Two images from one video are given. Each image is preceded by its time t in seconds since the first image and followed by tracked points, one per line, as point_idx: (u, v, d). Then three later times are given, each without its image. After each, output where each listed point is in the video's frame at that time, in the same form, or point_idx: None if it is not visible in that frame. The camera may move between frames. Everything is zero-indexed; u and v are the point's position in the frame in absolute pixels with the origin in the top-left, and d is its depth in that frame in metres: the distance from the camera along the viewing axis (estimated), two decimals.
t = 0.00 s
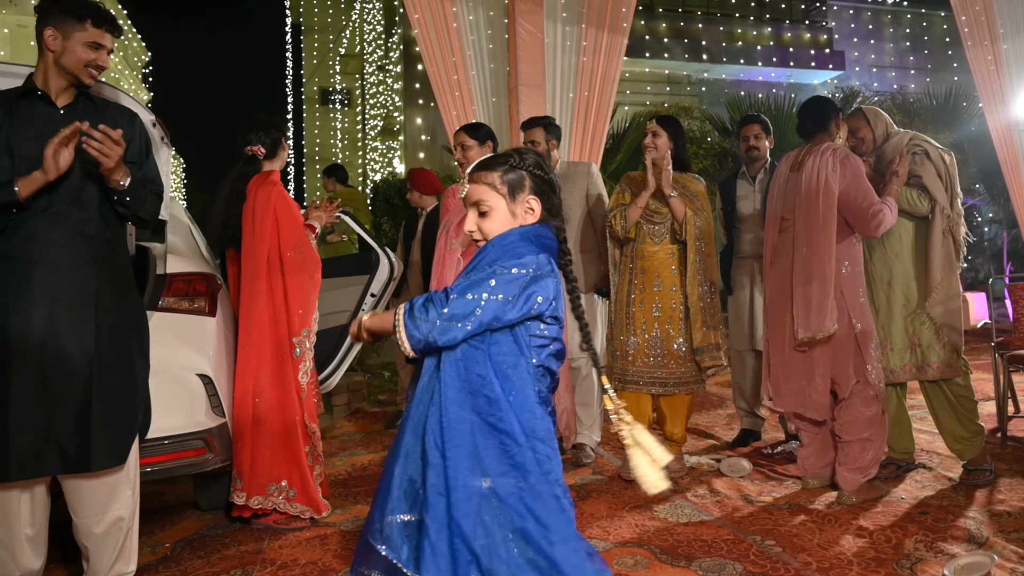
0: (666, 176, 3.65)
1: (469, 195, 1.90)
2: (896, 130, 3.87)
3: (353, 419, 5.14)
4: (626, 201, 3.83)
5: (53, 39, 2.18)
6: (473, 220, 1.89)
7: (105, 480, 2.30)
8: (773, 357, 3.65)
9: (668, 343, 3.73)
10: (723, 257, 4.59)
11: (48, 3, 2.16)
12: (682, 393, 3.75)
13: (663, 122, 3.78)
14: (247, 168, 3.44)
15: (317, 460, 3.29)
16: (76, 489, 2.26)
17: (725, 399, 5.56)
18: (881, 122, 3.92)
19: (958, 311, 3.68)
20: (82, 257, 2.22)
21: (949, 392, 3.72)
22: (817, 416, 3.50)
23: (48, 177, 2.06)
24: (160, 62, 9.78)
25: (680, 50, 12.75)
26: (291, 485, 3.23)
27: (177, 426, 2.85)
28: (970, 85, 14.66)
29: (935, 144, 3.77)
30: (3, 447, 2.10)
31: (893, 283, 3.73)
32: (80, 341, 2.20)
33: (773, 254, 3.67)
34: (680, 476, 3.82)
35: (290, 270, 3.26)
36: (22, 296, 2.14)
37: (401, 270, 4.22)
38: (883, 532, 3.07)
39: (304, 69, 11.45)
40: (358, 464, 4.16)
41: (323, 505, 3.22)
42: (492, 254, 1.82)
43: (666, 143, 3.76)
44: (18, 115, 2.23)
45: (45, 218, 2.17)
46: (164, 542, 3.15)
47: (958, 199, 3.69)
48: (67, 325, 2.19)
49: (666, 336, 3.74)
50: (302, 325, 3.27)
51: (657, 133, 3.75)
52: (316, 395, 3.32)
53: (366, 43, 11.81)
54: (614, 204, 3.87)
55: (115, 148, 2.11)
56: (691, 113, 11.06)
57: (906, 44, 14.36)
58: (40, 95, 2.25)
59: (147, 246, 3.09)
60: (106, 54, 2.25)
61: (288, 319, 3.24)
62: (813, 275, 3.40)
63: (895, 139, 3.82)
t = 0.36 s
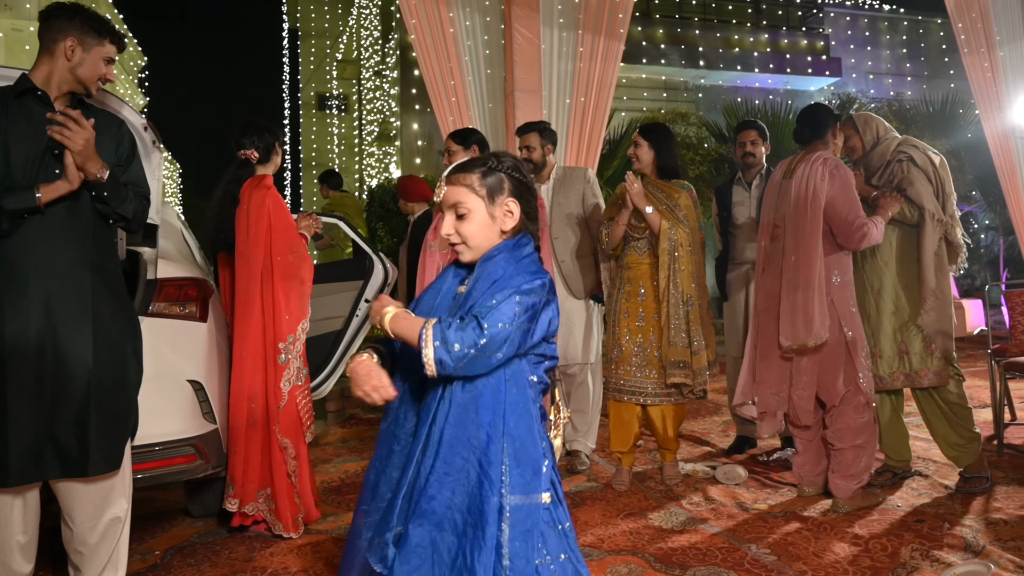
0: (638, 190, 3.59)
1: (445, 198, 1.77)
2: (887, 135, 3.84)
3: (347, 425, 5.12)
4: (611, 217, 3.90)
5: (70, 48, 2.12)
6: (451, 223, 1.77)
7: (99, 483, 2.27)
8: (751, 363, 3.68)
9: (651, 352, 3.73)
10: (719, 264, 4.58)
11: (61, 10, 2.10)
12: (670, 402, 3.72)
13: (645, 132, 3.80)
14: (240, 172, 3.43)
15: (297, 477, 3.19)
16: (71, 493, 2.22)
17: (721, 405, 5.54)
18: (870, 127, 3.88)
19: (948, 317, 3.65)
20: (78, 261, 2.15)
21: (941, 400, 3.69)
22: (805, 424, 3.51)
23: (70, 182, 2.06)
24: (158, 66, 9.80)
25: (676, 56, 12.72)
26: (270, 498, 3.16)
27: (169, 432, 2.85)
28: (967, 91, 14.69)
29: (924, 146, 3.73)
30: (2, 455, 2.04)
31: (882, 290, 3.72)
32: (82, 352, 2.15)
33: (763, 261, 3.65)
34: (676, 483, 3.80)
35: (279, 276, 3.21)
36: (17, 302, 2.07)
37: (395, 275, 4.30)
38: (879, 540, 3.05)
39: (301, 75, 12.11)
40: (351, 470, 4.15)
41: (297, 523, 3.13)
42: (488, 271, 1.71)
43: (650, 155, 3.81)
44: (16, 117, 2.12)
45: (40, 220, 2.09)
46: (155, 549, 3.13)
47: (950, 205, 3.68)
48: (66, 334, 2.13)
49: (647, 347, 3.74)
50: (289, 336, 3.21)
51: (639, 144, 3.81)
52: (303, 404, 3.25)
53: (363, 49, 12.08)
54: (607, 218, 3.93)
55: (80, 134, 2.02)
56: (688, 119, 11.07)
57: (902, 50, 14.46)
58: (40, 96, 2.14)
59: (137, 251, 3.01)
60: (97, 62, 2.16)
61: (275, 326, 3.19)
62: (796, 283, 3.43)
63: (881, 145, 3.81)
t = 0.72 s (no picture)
0: (620, 194, 3.54)
1: (439, 205, 1.72)
2: (886, 140, 3.82)
3: (344, 432, 5.11)
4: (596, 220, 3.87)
5: (70, 52, 2.11)
6: (442, 229, 1.73)
7: (101, 488, 2.20)
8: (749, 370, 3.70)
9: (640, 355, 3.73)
10: (717, 268, 4.56)
11: (58, 17, 2.10)
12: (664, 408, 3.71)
13: (618, 135, 3.80)
14: (234, 177, 3.43)
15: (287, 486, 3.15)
16: (72, 497, 2.15)
17: (718, 411, 5.52)
18: (868, 131, 3.87)
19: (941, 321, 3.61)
20: (76, 266, 2.11)
21: (935, 403, 3.67)
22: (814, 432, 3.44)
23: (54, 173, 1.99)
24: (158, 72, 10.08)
25: (673, 61, 12.78)
26: (259, 509, 3.14)
27: (166, 438, 2.85)
28: (966, 95, 14.67)
29: (919, 152, 3.67)
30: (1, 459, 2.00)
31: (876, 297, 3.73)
32: (79, 356, 2.09)
33: (761, 266, 3.65)
34: (673, 490, 3.77)
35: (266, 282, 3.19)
36: (16, 307, 2.02)
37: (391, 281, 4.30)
38: (880, 547, 3.01)
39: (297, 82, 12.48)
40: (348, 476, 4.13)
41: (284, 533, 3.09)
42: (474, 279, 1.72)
43: (622, 159, 3.84)
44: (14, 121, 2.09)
45: (39, 224, 2.06)
46: (151, 555, 3.11)
47: (941, 212, 3.62)
48: (63, 340, 2.07)
49: (637, 352, 3.73)
50: (279, 342, 3.19)
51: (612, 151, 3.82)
52: (296, 409, 3.21)
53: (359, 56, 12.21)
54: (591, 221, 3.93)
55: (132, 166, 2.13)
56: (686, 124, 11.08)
57: (901, 54, 14.50)
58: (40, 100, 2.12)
59: (135, 257, 3.04)
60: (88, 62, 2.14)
61: (263, 333, 3.17)
62: (792, 287, 3.42)
63: (877, 151, 3.80)
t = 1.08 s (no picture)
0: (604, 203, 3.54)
1: (480, 212, 1.61)
2: (910, 142, 3.82)
3: (342, 437, 5.10)
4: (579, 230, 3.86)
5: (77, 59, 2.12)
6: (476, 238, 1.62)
7: (102, 489, 2.18)
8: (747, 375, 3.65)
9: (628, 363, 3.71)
10: (715, 271, 4.55)
11: (56, 21, 2.09)
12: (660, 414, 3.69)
13: (595, 143, 3.78)
14: (231, 182, 3.43)
15: (277, 492, 3.13)
16: (73, 499, 2.13)
17: (716, 415, 5.49)
18: (893, 130, 3.86)
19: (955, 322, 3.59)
20: (77, 269, 2.10)
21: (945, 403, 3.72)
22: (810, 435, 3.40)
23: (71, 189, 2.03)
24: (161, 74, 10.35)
25: (670, 64, 12.80)
26: (246, 514, 3.09)
27: (166, 442, 2.84)
28: (965, 97, 14.65)
29: (943, 154, 3.68)
30: (4, 462, 1.99)
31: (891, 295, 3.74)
32: (81, 358, 2.08)
33: (759, 269, 3.64)
34: (672, 494, 3.75)
35: (262, 287, 3.18)
36: (17, 310, 2.01)
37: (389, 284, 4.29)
38: (881, 551, 2.99)
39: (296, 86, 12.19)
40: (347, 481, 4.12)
41: (271, 541, 3.05)
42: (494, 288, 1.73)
43: (597, 167, 3.83)
44: (17, 126, 2.07)
45: (40, 226, 2.05)
46: (150, 559, 3.10)
47: (961, 214, 3.62)
48: (65, 342, 2.06)
49: (624, 360, 3.73)
50: (274, 347, 3.18)
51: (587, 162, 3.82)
52: (291, 413, 3.20)
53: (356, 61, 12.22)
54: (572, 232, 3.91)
55: (89, 151, 2.02)
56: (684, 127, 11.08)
57: (900, 56, 14.50)
58: (45, 104, 2.10)
59: (136, 263, 3.04)
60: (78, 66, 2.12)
61: (259, 337, 3.16)
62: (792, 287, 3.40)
63: (902, 152, 3.79)
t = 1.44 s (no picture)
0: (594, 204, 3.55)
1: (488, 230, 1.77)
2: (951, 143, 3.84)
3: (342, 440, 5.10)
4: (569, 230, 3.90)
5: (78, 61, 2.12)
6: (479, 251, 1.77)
7: (102, 493, 2.18)
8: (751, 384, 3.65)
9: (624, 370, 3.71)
10: (716, 274, 4.55)
11: (53, 23, 2.10)
12: (660, 415, 3.67)
13: (585, 144, 3.78)
14: (231, 185, 3.44)
15: (270, 497, 3.12)
16: (73, 503, 2.13)
17: (717, 418, 5.49)
18: (937, 126, 3.81)
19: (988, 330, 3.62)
20: (77, 274, 2.10)
21: (961, 411, 3.74)
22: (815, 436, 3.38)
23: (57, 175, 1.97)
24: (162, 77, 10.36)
25: (670, 67, 12.82)
26: (238, 520, 3.06)
27: (165, 446, 2.84)
28: (965, 99, 14.65)
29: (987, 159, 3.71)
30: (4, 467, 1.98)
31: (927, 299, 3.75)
32: (82, 362, 2.08)
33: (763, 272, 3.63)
34: (673, 497, 3.75)
35: (263, 291, 3.18)
36: (17, 314, 2.00)
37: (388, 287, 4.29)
38: (883, 554, 2.98)
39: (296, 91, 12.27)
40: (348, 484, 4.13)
41: (261, 548, 3.02)
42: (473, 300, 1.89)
43: (587, 167, 3.83)
44: (18, 127, 2.05)
45: (41, 231, 2.05)
46: (150, 563, 3.09)
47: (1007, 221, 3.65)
48: (66, 346, 2.06)
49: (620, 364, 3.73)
50: (272, 351, 3.17)
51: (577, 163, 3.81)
52: (290, 417, 3.20)
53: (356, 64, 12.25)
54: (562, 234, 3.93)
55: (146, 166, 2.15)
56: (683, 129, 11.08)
57: (899, 58, 14.49)
58: (48, 109, 2.10)
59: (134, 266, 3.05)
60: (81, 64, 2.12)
61: (259, 342, 3.17)
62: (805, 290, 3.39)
63: (944, 153, 3.80)
